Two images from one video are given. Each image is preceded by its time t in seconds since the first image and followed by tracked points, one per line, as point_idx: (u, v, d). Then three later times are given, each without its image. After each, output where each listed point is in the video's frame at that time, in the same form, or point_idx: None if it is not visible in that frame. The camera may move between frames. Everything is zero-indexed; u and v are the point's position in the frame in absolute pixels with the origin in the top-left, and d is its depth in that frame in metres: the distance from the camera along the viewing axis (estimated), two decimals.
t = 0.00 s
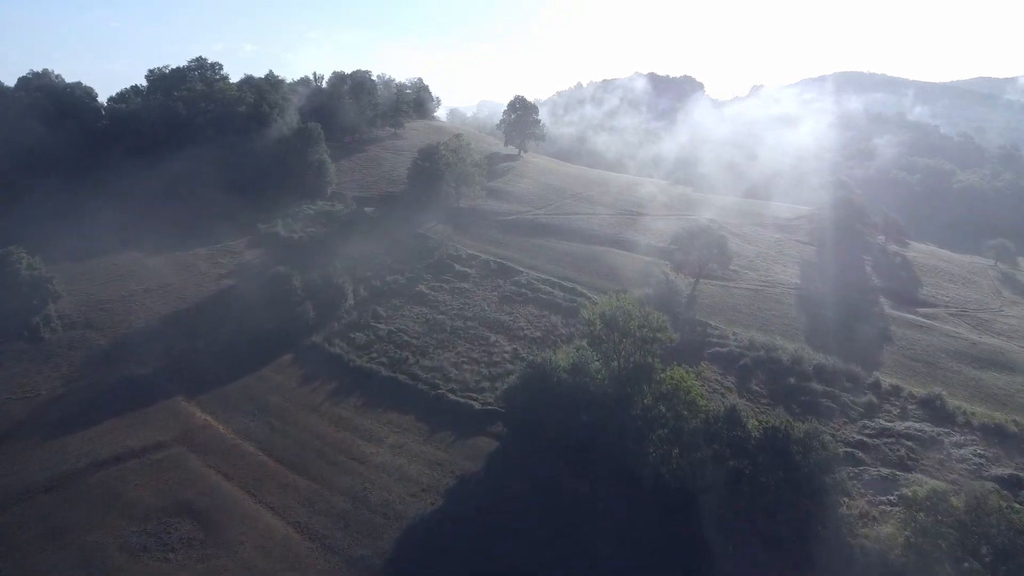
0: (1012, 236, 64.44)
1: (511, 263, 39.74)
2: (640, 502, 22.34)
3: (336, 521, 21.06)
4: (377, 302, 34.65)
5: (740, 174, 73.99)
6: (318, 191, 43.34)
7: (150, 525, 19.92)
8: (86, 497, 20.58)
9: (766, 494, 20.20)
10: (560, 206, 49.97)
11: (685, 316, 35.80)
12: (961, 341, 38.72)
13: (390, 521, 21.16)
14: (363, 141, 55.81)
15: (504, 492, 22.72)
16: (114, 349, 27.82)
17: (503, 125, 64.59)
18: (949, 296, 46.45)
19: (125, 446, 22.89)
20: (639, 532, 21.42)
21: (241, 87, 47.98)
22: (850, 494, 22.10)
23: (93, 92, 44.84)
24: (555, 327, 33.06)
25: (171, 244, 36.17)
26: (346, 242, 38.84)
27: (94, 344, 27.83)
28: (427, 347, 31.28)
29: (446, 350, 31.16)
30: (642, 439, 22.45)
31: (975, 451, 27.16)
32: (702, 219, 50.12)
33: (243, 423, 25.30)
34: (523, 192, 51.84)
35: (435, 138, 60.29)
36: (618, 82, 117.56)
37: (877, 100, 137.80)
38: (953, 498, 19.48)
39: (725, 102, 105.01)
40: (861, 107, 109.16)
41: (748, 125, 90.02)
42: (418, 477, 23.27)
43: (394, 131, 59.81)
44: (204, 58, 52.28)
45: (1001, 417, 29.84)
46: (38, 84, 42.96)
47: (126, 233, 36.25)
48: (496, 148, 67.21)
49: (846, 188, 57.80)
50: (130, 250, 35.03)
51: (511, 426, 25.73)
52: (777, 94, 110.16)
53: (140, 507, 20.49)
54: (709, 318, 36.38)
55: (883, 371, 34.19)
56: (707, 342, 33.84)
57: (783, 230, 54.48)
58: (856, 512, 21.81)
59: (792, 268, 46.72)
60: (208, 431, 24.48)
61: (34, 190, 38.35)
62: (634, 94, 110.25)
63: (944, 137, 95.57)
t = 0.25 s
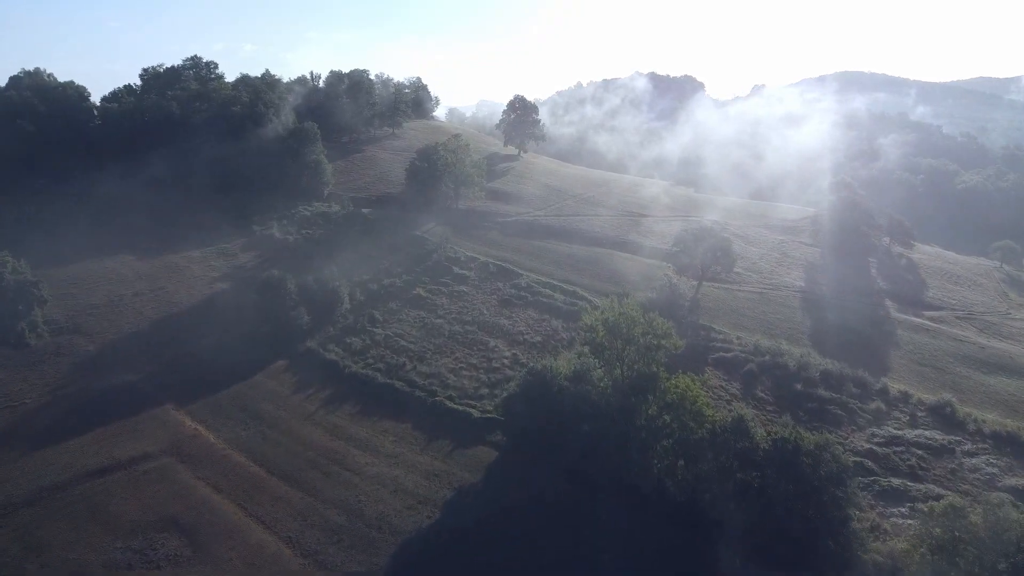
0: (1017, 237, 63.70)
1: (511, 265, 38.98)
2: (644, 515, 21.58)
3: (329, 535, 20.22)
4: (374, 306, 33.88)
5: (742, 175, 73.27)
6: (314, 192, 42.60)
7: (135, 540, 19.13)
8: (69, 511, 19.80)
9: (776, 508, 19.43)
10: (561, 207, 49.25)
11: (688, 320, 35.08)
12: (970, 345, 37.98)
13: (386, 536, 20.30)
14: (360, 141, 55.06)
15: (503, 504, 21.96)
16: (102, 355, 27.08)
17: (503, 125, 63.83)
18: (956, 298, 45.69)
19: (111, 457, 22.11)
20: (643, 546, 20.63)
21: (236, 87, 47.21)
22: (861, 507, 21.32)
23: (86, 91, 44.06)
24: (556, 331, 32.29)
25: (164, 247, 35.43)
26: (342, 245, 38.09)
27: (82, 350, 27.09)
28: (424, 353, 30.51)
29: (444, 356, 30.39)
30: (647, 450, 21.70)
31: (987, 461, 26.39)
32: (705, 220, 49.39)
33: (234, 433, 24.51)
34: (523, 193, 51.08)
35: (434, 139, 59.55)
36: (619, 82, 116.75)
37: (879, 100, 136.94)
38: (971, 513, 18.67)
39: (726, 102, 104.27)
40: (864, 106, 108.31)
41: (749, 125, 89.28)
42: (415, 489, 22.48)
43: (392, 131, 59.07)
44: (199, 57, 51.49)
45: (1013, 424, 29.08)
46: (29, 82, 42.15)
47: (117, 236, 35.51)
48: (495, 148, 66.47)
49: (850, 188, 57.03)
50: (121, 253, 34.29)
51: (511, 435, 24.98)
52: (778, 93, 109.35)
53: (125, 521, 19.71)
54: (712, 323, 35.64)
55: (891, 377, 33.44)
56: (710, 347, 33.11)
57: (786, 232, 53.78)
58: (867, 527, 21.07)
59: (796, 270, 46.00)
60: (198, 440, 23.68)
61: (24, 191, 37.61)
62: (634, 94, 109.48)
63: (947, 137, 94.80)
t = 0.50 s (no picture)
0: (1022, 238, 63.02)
1: (510, 268, 38.28)
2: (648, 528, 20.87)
3: (322, 549, 19.44)
4: (370, 309, 33.15)
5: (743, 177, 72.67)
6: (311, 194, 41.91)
7: (120, 556, 18.40)
8: (52, 526, 19.12)
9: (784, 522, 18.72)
10: (561, 209, 48.55)
11: (691, 324, 34.39)
12: (977, 349, 37.27)
13: (381, 550, 19.56)
14: (358, 142, 54.37)
15: (502, 516, 21.25)
16: (91, 362, 26.37)
17: (502, 125, 63.12)
18: (962, 301, 44.99)
19: (97, 469, 21.42)
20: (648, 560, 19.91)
21: (232, 86, 46.48)
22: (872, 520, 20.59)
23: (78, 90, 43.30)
24: (556, 336, 31.58)
25: (156, 249, 34.72)
26: (338, 247, 37.37)
27: (70, 356, 26.39)
28: (422, 358, 29.80)
29: (442, 361, 29.67)
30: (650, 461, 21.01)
31: (1000, 469, 25.64)
32: (707, 222, 48.70)
33: (225, 442, 23.78)
34: (523, 194, 50.39)
35: (432, 139, 58.86)
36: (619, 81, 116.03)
37: (881, 100, 136.21)
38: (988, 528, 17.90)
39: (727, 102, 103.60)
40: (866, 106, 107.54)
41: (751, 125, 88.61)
42: (411, 500, 21.75)
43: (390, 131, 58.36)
44: (195, 56, 50.75)
45: None
46: (20, 81, 41.38)
47: (109, 239, 34.82)
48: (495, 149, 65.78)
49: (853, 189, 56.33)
50: (113, 255, 33.58)
51: (510, 445, 24.28)
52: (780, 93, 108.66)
53: (110, 536, 18.98)
54: (716, 327, 34.95)
55: (898, 382, 32.72)
56: (714, 352, 32.42)
57: (789, 234, 53.12)
58: (878, 539, 20.30)
59: (800, 272, 45.33)
60: (188, 450, 22.99)
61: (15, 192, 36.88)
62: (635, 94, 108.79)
63: (949, 137, 94.13)
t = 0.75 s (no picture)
0: None
1: (510, 271, 37.50)
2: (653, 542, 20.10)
3: (313, 565, 18.61)
4: (367, 313, 32.37)
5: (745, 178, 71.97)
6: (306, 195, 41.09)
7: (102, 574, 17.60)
8: (33, 543, 18.37)
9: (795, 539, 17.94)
10: (562, 210, 47.79)
11: (695, 329, 33.64)
12: (987, 353, 36.47)
13: (374, 567, 18.73)
14: (356, 142, 53.61)
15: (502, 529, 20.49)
16: (79, 368, 25.61)
17: (502, 125, 62.35)
18: (969, 304, 44.20)
19: (82, 482, 20.66)
20: None
21: (227, 85, 45.66)
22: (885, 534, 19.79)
23: (70, 89, 42.52)
24: (557, 341, 30.80)
25: (149, 252, 33.99)
26: (334, 250, 36.61)
27: (58, 363, 25.65)
28: (420, 364, 29.04)
29: (440, 367, 28.91)
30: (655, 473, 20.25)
31: (1016, 479, 24.81)
32: (710, 223, 47.96)
33: (215, 452, 22.99)
34: (523, 195, 49.64)
35: (431, 139, 58.06)
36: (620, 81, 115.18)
37: (883, 100, 135.31)
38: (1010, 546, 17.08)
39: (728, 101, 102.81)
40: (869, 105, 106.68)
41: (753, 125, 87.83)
42: (407, 513, 20.95)
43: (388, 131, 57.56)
44: (190, 55, 49.96)
45: None
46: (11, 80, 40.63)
47: (100, 241, 34.10)
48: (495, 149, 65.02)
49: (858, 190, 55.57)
50: (104, 258, 32.83)
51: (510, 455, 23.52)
52: (782, 93, 107.82)
53: (92, 552, 18.20)
54: (720, 331, 34.19)
55: (907, 388, 31.94)
56: (719, 357, 31.67)
57: (793, 235, 52.35)
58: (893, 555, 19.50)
59: (805, 275, 44.59)
60: (176, 461, 22.19)
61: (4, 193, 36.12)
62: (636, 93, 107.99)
63: (953, 137, 93.31)
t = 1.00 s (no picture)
0: None
1: (510, 273, 36.81)
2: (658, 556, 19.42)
3: None
4: (364, 317, 31.69)
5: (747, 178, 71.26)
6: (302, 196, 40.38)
7: None
8: (14, 559, 17.67)
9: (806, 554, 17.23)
10: (563, 211, 47.10)
11: (699, 333, 32.96)
12: (995, 357, 35.79)
13: None
14: (353, 142, 52.87)
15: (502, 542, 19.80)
16: (67, 375, 24.91)
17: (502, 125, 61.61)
18: (976, 306, 43.52)
19: (67, 494, 19.96)
20: None
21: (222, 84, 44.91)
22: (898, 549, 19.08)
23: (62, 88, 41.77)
24: (558, 346, 30.10)
25: (141, 254, 33.30)
26: (331, 252, 35.90)
27: (45, 369, 24.96)
28: (418, 369, 28.37)
29: (439, 372, 28.22)
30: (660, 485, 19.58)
31: None
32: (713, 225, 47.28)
33: (206, 461, 22.30)
34: (523, 196, 48.95)
35: (430, 139, 57.32)
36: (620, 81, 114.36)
37: (885, 100, 134.54)
38: None
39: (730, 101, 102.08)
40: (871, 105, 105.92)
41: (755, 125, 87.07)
42: (403, 526, 20.25)
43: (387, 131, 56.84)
44: (185, 54, 49.19)
45: None
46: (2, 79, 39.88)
47: (92, 244, 33.42)
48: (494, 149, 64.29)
49: (862, 190, 54.92)
50: (95, 261, 32.14)
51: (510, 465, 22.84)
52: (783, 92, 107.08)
53: (76, 568, 17.49)
54: (724, 335, 33.51)
55: (915, 393, 31.26)
56: (723, 362, 31.00)
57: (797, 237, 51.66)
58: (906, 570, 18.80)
59: (809, 277, 43.93)
60: (166, 472, 21.51)
61: None
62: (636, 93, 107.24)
63: (956, 137, 92.61)
